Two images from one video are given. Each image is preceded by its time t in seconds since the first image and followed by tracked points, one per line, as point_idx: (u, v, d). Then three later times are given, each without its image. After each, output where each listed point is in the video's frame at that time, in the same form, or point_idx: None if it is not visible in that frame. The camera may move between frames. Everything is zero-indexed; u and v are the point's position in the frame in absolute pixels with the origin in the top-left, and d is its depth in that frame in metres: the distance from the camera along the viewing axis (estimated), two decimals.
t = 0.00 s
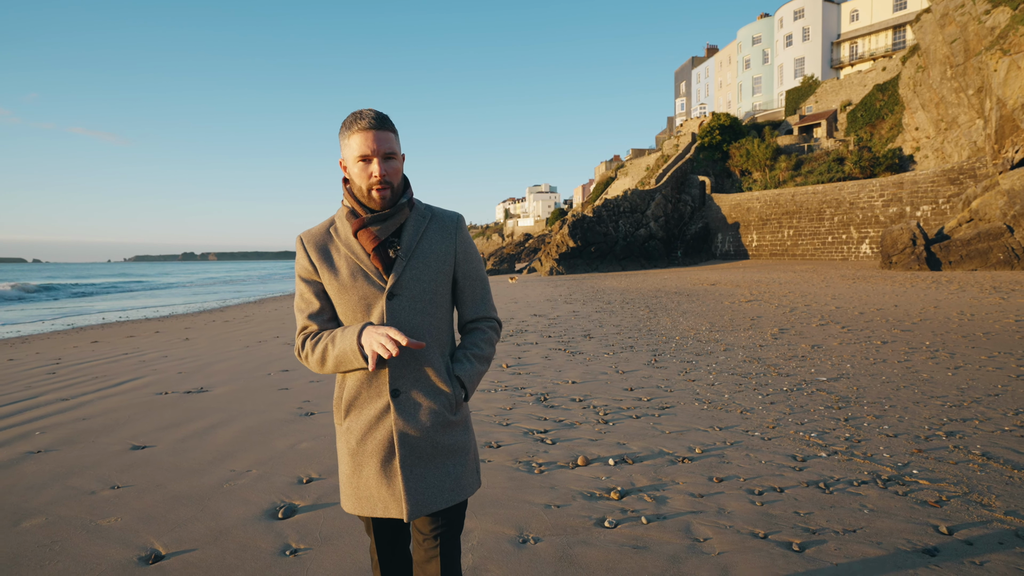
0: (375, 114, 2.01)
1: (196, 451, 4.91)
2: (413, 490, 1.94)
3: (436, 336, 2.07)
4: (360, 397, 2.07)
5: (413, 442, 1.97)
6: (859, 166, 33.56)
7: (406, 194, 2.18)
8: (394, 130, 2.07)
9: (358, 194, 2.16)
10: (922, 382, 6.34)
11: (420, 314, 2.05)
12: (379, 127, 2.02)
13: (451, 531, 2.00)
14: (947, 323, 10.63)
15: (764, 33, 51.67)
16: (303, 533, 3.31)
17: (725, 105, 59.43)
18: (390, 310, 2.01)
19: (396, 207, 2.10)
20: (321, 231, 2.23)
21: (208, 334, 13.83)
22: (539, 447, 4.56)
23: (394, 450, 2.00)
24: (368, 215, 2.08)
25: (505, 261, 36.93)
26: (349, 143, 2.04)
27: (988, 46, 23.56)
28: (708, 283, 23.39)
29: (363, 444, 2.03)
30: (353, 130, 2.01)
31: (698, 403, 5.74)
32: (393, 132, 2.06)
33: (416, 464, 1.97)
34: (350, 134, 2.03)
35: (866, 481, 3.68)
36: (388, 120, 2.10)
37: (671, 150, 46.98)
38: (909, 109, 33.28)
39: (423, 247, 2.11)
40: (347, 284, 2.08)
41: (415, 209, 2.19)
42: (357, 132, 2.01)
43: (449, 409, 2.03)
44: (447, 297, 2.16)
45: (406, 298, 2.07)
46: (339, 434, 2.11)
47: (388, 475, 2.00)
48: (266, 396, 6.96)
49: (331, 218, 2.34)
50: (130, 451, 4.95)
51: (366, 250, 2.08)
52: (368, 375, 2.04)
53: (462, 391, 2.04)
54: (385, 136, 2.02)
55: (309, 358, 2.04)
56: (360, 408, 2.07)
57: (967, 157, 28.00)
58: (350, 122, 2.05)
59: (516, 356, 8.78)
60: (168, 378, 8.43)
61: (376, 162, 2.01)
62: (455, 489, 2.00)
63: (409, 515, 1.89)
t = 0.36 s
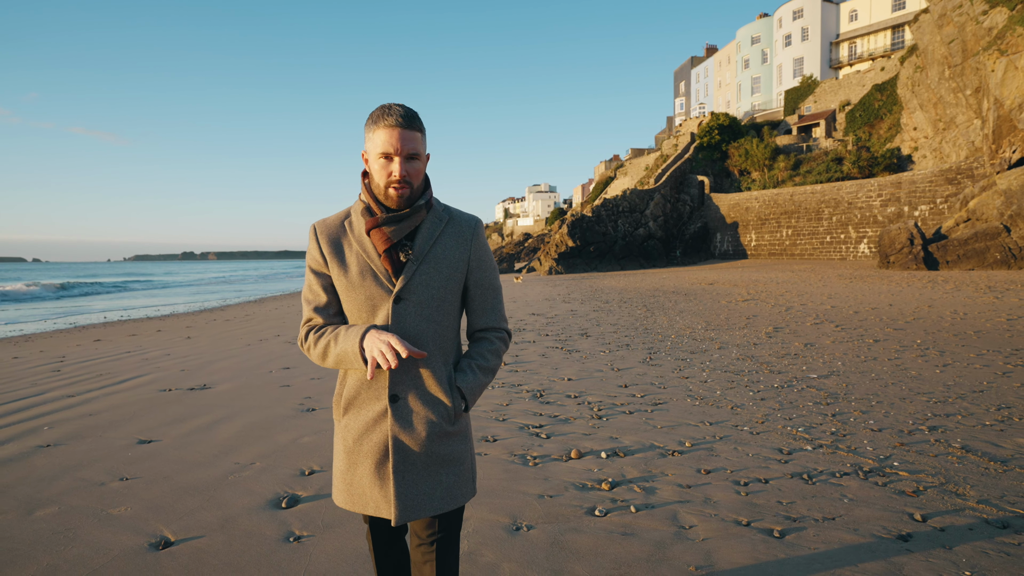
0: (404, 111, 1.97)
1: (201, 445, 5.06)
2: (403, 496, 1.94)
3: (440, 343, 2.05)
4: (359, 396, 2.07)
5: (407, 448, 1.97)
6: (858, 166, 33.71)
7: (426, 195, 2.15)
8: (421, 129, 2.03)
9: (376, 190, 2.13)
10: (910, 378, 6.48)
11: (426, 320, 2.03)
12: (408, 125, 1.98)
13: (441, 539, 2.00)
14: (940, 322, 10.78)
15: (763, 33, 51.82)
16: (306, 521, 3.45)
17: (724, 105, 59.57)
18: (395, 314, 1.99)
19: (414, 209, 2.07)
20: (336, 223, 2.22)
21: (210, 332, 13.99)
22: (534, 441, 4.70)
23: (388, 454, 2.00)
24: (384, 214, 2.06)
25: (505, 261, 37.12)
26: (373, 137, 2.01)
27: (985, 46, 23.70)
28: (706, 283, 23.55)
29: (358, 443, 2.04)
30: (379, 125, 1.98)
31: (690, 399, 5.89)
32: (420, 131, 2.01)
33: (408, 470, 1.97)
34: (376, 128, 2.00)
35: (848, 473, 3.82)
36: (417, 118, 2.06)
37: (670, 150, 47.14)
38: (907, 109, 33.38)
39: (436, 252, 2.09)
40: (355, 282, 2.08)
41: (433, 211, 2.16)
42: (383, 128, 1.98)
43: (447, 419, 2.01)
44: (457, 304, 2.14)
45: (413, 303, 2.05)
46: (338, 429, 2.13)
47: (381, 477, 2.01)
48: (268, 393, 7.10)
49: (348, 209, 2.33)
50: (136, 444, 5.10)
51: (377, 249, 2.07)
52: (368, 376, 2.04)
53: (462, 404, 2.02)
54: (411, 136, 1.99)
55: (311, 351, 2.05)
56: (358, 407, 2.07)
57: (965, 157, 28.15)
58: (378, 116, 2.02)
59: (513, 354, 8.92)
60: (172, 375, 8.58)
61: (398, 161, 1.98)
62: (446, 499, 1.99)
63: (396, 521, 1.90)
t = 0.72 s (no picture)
0: (415, 99, 2.05)
1: (206, 438, 5.21)
2: (424, 493, 1.99)
3: (458, 337, 2.12)
4: (374, 394, 2.10)
5: (427, 446, 2.01)
6: (857, 166, 33.80)
7: (437, 184, 2.24)
8: (431, 116, 2.12)
9: (387, 180, 2.20)
10: (899, 375, 6.62)
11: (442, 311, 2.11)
12: (419, 111, 2.06)
13: (454, 533, 2.08)
14: (934, 320, 10.89)
15: (763, 33, 51.90)
16: (310, 509, 3.60)
17: (724, 105, 59.67)
18: (413, 305, 2.06)
19: (427, 198, 2.16)
20: (347, 215, 2.29)
21: (212, 331, 14.14)
22: (530, 435, 4.84)
23: (406, 452, 2.04)
24: (397, 205, 2.14)
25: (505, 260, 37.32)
26: (384, 125, 2.08)
27: (983, 46, 23.80)
28: (704, 282, 23.70)
29: (375, 443, 2.07)
30: (390, 111, 2.06)
31: (684, 395, 6.03)
32: (430, 118, 2.10)
33: (426, 467, 2.02)
34: (387, 115, 2.07)
35: (833, 464, 3.95)
36: (427, 106, 2.14)
37: (670, 149, 47.26)
38: (907, 109, 33.48)
39: (450, 243, 2.19)
40: (368, 274, 2.13)
41: (445, 202, 2.27)
42: (395, 114, 2.05)
43: (466, 413, 2.08)
44: (472, 294, 2.24)
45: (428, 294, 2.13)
46: (350, 430, 2.15)
47: (399, 476, 2.04)
48: (271, 390, 7.25)
49: (355, 202, 2.40)
50: (144, 438, 5.26)
51: (391, 240, 2.14)
52: (385, 371, 2.08)
53: (481, 396, 2.10)
54: (422, 122, 2.07)
55: (320, 344, 2.09)
56: (374, 405, 2.10)
57: (963, 156, 28.24)
58: (389, 103, 2.09)
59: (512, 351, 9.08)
60: (175, 373, 8.73)
61: (411, 148, 2.05)
62: (463, 495, 2.06)
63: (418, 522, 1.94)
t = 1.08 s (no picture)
0: (386, 105, 2.03)
1: (213, 433, 5.35)
2: (428, 494, 1.92)
3: (461, 337, 2.04)
4: (375, 396, 2.01)
5: (432, 447, 1.94)
6: (856, 165, 33.91)
7: (432, 187, 2.16)
8: (406, 117, 2.07)
9: (381, 189, 2.14)
10: (891, 373, 6.76)
11: (446, 314, 2.02)
12: (392, 115, 2.02)
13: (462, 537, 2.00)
14: (929, 319, 11.02)
15: (763, 32, 51.98)
16: (315, 500, 3.73)
17: (724, 104, 59.76)
18: (416, 309, 1.97)
19: (424, 200, 2.07)
20: (346, 226, 2.25)
21: (214, 329, 14.28)
22: (529, 430, 4.98)
23: (409, 454, 1.96)
24: (394, 210, 2.04)
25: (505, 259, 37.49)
26: (365, 139, 2.04)
27: (982, 46, 23.90)
28: (703, 281, 23.85)
29: (374, 444, 1.98)
30: (367, 123, 2.02)
31: (679, 392, 6.16)
32: (407, 119, 2.06)
33: (431, 469, 1.95)
34: (364, 129, 2.04)
35: (821, 458, 4.08)
36: (402, 110, 2.10)
37: (670, 148, 47.36)
38: (906, 109, 33.58)
39: (451, 245, 2.08)
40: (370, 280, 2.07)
41: (443, 205, 2.16)
42: (372, 126, 2.02)
43: (471, 414, 2.01)
44: (476, 297, 2.13)
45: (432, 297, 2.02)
46: (350, 433, 2.06)
47: (400, 479, 1.95)
48: (274, 386, 7.39)
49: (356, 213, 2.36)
50: (151, 433, 5.40)
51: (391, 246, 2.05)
52: (388, 373, 1.99)
53: (486, 397, 2.03)
54: (400, 126, 2.02)
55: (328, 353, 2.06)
56: (374, 406, 2.02)
57: (962, 156, 28.35)
58: (361, 118, 2.07)
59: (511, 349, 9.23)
60: (180, 370, 8.88)
61: (395, 153, 2.00)
62: (469, 497, 1.98)
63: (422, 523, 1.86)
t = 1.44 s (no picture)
0: (359, 111, 2.06)
1: (221, 427, 5.51)
2: (428, 503, 1.98)
3: (451, 343, 2.10)
4: (366, 409, 2.05)
5: (430, 454, 2.00)
6: (855, 165, 33.99)
7: (409, 191, 2.21)
8: (379, 123, 2.12)
9: (357, 197, 2.19)
10: (883, 370, 6.89)
11: (435, 320, 2.08)
12: (365, 122, 2.06)
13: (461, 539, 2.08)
14: (924, 318, 11.14)
15: (763, 32, 52.07)
16: (321, 491, 3.87)
17: (724, 104, 59.86)
18: (404, 318, 2.02)
19: (402, 207, 2.14)
20: (324, 236, 2.28)
21: (217, 328, 14.44)
22: (528, 424, 5.13)
23: (405, 462, 2.01)
24: (374, 218, 2.11)
25: (505, 258, 37.62)
26: (338, 145, 2.09)
27: (980, 46, 24.04)
28: (702, 280, 24.01)
29: (369, 457, 2.01)
30: (339, 130, 2.07)
31: (675, 388, 6.32)
32: (380, 124, 2.10)
33: (429, 476, 2.01)
34: (337, 135, 2.09)
35: (810, 451, 4.22)
36: (374, 114, 2.14)
37: (669, 148, 47.48)
38: (905, 108, 33.67)
39: (434, 249, 2.14)
40: (355, 290, 2.10)
41: (422, 208, 2.23)
42: (346, 133, 2.06)
43: (466, 419, 2.09)
44: (461, 300, 2.20)
45: (418, 303, 2.08)
46: (340, 446, 2.08)
47: (396, 489, 2.00)
48: (278, 383, 7.54)
49: (332, 220, 2.38)
50: (160, 427, 5.55)
51: (373, 254, 2.10)
52: (380, 388, 2.03)
53: (479, 401, 2.10)
54: (372, 132, 2.07)
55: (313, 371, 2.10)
56: (366, 419, 2.06)
57: (961, 155, 28.44)
58: (334, 123, 2.10)
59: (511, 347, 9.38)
60: (185, 367, 9.03)
61: (369, 161, 2.05)
62: (467, 499, 2.05)
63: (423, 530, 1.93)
